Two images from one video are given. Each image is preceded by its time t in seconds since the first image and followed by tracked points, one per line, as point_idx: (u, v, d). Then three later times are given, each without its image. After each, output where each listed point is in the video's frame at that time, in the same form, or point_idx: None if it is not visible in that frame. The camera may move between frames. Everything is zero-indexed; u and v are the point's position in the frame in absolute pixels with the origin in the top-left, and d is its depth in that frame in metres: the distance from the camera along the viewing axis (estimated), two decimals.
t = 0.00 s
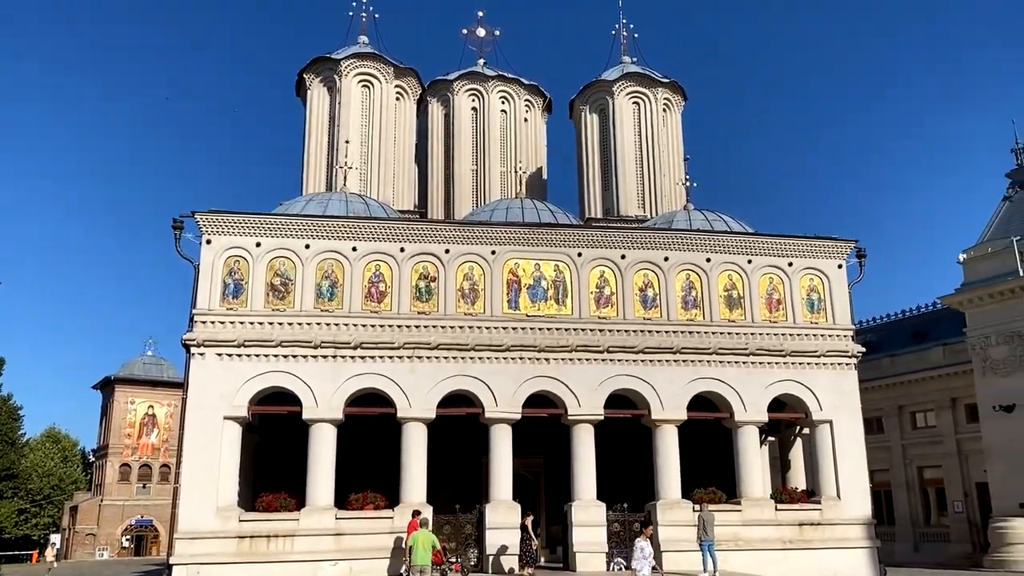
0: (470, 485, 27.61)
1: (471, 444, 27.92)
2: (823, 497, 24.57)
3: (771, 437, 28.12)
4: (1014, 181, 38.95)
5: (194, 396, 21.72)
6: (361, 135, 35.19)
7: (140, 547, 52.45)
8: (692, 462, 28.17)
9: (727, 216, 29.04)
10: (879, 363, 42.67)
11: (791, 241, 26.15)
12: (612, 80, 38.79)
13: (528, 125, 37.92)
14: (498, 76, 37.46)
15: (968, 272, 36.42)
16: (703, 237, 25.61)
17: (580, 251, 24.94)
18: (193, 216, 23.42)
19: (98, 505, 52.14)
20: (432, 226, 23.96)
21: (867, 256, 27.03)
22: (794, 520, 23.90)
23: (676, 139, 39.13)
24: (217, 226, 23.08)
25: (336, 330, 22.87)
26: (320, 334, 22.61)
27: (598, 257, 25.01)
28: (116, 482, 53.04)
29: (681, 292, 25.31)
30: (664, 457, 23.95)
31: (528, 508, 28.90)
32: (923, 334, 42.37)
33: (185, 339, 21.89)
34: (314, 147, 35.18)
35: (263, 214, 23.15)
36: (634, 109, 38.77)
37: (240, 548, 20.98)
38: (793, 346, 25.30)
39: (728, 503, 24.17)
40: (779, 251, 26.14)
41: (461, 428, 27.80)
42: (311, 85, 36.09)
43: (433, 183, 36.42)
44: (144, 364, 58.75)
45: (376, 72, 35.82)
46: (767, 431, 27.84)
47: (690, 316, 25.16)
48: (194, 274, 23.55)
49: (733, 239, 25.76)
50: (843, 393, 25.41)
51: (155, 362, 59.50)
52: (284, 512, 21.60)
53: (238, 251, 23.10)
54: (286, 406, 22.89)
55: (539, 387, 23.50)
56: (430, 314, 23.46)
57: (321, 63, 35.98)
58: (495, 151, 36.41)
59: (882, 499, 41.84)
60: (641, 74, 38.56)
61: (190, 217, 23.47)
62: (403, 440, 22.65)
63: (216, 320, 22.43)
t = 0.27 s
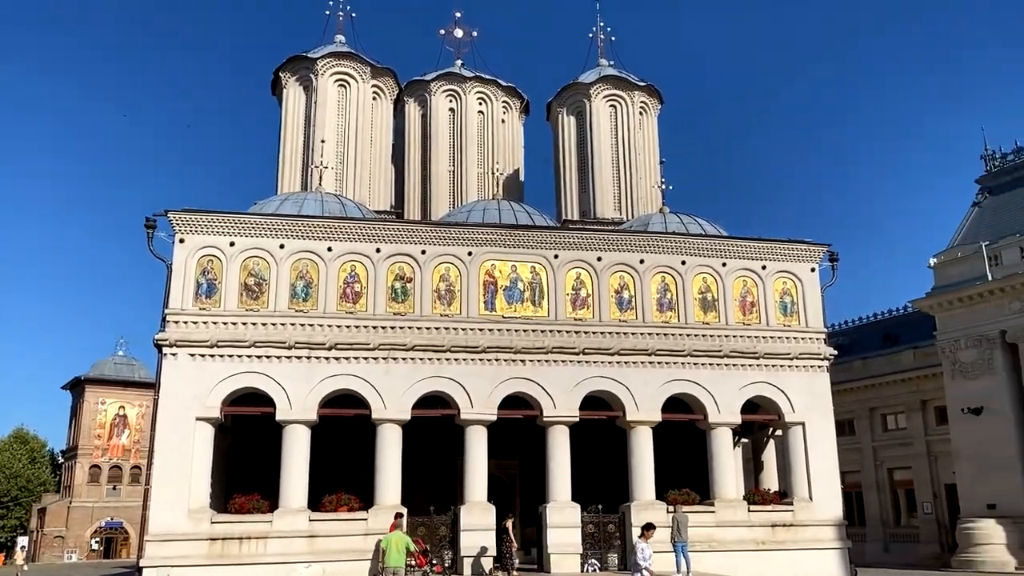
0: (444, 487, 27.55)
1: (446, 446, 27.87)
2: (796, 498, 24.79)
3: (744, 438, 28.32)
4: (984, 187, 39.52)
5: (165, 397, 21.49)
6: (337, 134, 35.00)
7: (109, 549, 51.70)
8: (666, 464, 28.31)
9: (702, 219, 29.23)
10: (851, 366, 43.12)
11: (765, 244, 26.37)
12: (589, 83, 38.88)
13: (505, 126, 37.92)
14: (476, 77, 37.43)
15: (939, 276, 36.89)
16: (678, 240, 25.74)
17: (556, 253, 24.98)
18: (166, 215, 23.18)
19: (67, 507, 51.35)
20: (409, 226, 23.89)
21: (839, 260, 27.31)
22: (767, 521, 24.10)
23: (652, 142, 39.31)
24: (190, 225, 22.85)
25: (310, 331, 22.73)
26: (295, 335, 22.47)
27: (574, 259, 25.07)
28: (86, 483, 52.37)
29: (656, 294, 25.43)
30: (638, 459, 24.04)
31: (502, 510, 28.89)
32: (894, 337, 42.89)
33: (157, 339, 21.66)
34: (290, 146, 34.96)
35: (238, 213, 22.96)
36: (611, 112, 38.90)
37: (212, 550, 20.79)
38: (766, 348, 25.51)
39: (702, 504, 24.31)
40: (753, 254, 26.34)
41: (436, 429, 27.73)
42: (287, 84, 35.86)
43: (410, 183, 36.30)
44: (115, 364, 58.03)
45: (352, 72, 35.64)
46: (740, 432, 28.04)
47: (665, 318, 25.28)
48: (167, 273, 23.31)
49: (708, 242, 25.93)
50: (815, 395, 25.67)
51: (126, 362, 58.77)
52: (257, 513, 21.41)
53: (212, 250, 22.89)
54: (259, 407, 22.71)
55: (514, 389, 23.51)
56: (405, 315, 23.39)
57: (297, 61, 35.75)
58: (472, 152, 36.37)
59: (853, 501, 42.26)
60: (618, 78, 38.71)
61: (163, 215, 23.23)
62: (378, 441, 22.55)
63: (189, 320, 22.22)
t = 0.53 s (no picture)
0: (416, 486, 27.46)
1: (418, 445, 27.79)
2: (765, 497, 24.99)
3: (714, 438, 28.52)
4: (951, 191, 40.14)
5: (132, 395, 21.21)
6: (310, 131, 34.75)
7: (75, 550, 50.76)
8: (637, 463, 28.44)
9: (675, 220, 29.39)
10: (820, 367, 43.60)
11: (737, 246, 26.58)
12: (564, 83, 38.95)
13: (480, 125, 37.88)
14: (451, 76, 37.37)
15: (907, 279, 37.39)
16: (651, 241, 25.87)
17: (530, 253, 25.00)
18: (135, 210, 22.89)
19: (31, 506, 50.55)
20: (382, 225, 23.77)
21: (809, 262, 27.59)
22: (736, 520, 24.29)
23: (626, 143, 39.47)
24: (160, 221, 22.58)
25: (282, 329, 22.56)
26: (266, 333, 22.28)
27: (548, 259, 25.10)
28: (51, 482, 51.63)
29: (629, 295, 25.53)
30: (609, 458, 24.11)
31: (474, 509, 28.87)
32: (863, 339, 43.43)
33: (125, 336, 21.38)
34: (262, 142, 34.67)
35: (208, 210, 22.73)
36: (585, 113, 39.00)
37: (180, 550, 20.57)
38: (737, 349, 25.71)
39: (672, 504, 24.44)
40: (725, 256, 26.54)
41: (408, 428, 27.64)
42: (260, 80, 35.54)
43: (384, 181, 36.13)
44: (83, 361, 57.29)
45: (326, 68, 35.41)
46: (710, 432, 28.23)
47: (637, 318, 25.39)
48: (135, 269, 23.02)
49: (681, 243, 26.08)
50: (785, 396, 25.91)
51: (94, 359, 58.02)
52: (226, 512, 21.21)
53: (182, 246, 22.64)
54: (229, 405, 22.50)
55: (487, 389, 23.48)
56: (378, 314, 23.28)
57: (270, 57, 35.44)
58: (446, 151, 36.29)
59: (821, 501, 42.71)
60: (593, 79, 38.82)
61: (132, 211, 22.94)
62: (349, 440, 22.43)
63: (158, 317, 21.96)
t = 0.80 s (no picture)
0: (384, 483, 27.39)
1: (386, 442, 27.70)
2: (731, 495, 25.23)
3: (682, 436, 28.74)
4: (916, 195, 40.76)
5: (97, 390, 20.90)
6: (281, 125, 34.45)
7: (36, 546, 50.72)
8: (606, 462, 28.57)
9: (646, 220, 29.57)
10: (787, 367, 44.08)
11: (706, 246, 26.79)
12: (537, 82, 39.00)
13: (453, 122, 37.80)
14: (424, 72, 37.26)
15: (872, 280, 37.92)
16: (622, 240, 25.99)
17: (501, 251, 25.00)
18: (101, 203, 22.54)
19: None
20: (353, 220, 23.65)
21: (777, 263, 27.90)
22: (703, 518, 24.51)
23: (598, 142, 39.60)
24: (126, 214, 22.26)
25: (250, 325, 22.37)
26: (234, 329, 22.07)
27: (519, 257, 25.12)
28: (12, 478, 50.74)
29: (600, 293, 25.63)
30: (578, 456, 24.20)
31: (442, 507, 28.83)
32: (829, 340, 44.00)
33: (89, 330, 21.06)
34: (232, 136, 34.31)
35: (176, 203, 22.45)
36: (558, 111, 39.07)
37: (144, 548, 20.33)
38: (705, 348, 25.92)
39: (640, 501, 24.60)
40: (695, 256, 26.73)
41: (377, 425, 27.53)
42: (230, 72, 35.15)
43: (355, 176, 35.92)
44: (45, 356, 56.42)
45: (297, 62, 35.12)
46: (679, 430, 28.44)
47: (608, 317, 25.50)
48: (100, 263, 22.68)
49: (651, 243, 26.23)
50: (752, 395, 26.18)
51: (57, 353, 57.21)
52: (191, 509, 20.99)
53: (149, 240, 22.34)
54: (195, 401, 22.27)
55: (457, 386, 23.46)
56: (348, 311, 23.16)
57: (240, 50, 35.05)
58: (418, 147, 36.18)
59: (787, 499, 43.22)
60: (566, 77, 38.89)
61: (98, 203, 22.59)
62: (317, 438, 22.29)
63: (123, 311, 21.66)
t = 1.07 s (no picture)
0: (349, 479, 27.28)
1: (352, 437, 27.58)
2: (695, 492, 25.47)
3: (648, 433, 28.94)
4: (880, 197, 41.38)
5: (57, 382, 20.54)
6: (249, 117, 34.12)
7: None
8: (572, 458, 28.68)
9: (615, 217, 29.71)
10: (752, 365, 44.57)
11: (674, 244, 26.99)
12: (509, 78, 38.98)
13: (423, 116, 37.66)
14: (395, 65, 37.13)
15: (836, 281, 38.45)
16: (591, 237, 26.09)
17: (471, 246, 24.98)
18: (63, 192, 22.15)
19: None
20: (321, 213, 23.48)
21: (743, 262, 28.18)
22: (667, 514, 24.72)
23: (569, 139, 39.69)
24: (89, 204, 21.89)
25: (215, 318, 22.13)
26: (198, 321, 21.82)
27: (488, 253, 25.10)
28: None
29: (568, 290, 25.70)
30: (544, 452, 24.27)
31: (408, 502, 28.77)
32: (794, 339, 44.57)
33: (50, 321, 20.70)
34: (199, 126, 33.90)
35: (140, 193, 22.12)
36: (529, 108, 39.09)
37: (103, 542, 20.04)
38: (672, 346, 26.12)
39: (605, 497, 24.74)
40: (663, 254, 26.91)
41: (343, 420, 27.37)
42: (198, 62, 34.72)
43: (324, 170, 35.67)
44: (4, 347, 55.36)
45: (266, 53, 34.79)
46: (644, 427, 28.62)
47: (576, 314, 25.58)
48: (62, 253, 22.29)
49: (620, 240, 26.36)
50: (717, 393, 26.43)
51: (16, 344, 56.15)
52: (152, 504, 20.73)
53: (112, 230, 22.00)
54: (158, 395, 21.97)
55: (424, 381, 23.41)
56: (315, 305, 23.00)
57: (209, 39, 34.63)
58: (388, 141, 36.03)
59: (750, 495, 43.74)
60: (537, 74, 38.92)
61: (60, 192, 22.19)
62: (282, 432, 22.12)
63: (85, 303, 21.31)
